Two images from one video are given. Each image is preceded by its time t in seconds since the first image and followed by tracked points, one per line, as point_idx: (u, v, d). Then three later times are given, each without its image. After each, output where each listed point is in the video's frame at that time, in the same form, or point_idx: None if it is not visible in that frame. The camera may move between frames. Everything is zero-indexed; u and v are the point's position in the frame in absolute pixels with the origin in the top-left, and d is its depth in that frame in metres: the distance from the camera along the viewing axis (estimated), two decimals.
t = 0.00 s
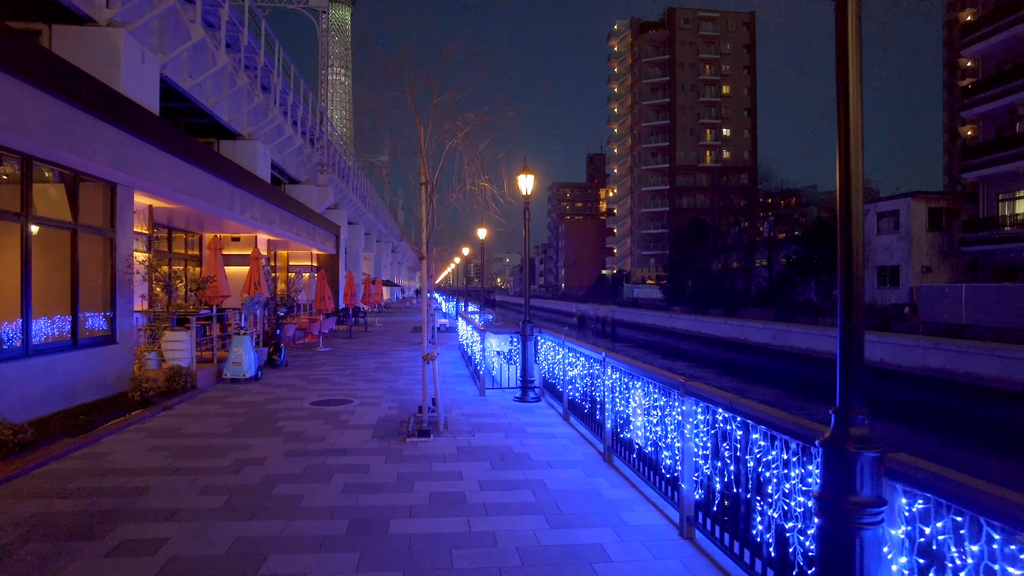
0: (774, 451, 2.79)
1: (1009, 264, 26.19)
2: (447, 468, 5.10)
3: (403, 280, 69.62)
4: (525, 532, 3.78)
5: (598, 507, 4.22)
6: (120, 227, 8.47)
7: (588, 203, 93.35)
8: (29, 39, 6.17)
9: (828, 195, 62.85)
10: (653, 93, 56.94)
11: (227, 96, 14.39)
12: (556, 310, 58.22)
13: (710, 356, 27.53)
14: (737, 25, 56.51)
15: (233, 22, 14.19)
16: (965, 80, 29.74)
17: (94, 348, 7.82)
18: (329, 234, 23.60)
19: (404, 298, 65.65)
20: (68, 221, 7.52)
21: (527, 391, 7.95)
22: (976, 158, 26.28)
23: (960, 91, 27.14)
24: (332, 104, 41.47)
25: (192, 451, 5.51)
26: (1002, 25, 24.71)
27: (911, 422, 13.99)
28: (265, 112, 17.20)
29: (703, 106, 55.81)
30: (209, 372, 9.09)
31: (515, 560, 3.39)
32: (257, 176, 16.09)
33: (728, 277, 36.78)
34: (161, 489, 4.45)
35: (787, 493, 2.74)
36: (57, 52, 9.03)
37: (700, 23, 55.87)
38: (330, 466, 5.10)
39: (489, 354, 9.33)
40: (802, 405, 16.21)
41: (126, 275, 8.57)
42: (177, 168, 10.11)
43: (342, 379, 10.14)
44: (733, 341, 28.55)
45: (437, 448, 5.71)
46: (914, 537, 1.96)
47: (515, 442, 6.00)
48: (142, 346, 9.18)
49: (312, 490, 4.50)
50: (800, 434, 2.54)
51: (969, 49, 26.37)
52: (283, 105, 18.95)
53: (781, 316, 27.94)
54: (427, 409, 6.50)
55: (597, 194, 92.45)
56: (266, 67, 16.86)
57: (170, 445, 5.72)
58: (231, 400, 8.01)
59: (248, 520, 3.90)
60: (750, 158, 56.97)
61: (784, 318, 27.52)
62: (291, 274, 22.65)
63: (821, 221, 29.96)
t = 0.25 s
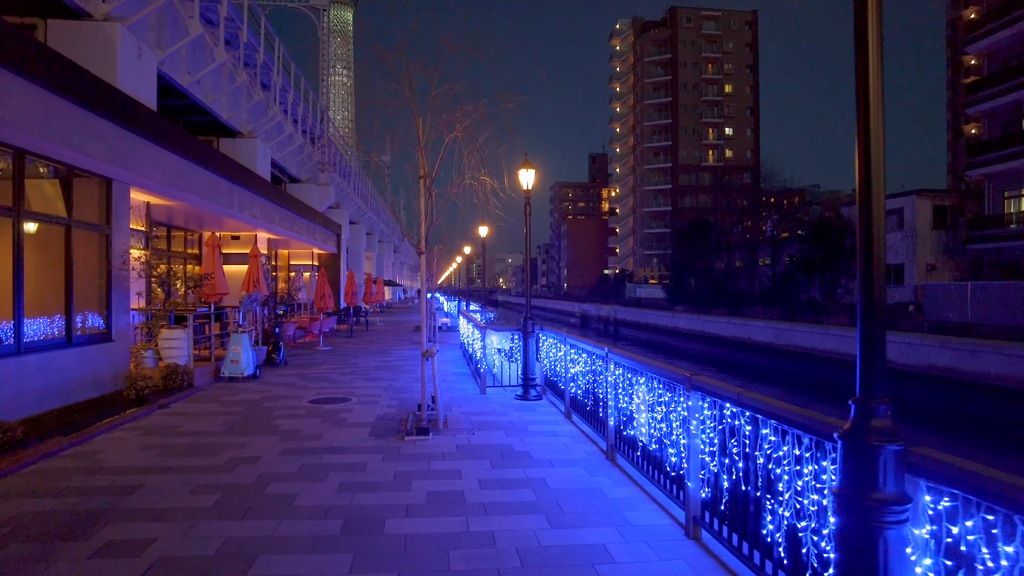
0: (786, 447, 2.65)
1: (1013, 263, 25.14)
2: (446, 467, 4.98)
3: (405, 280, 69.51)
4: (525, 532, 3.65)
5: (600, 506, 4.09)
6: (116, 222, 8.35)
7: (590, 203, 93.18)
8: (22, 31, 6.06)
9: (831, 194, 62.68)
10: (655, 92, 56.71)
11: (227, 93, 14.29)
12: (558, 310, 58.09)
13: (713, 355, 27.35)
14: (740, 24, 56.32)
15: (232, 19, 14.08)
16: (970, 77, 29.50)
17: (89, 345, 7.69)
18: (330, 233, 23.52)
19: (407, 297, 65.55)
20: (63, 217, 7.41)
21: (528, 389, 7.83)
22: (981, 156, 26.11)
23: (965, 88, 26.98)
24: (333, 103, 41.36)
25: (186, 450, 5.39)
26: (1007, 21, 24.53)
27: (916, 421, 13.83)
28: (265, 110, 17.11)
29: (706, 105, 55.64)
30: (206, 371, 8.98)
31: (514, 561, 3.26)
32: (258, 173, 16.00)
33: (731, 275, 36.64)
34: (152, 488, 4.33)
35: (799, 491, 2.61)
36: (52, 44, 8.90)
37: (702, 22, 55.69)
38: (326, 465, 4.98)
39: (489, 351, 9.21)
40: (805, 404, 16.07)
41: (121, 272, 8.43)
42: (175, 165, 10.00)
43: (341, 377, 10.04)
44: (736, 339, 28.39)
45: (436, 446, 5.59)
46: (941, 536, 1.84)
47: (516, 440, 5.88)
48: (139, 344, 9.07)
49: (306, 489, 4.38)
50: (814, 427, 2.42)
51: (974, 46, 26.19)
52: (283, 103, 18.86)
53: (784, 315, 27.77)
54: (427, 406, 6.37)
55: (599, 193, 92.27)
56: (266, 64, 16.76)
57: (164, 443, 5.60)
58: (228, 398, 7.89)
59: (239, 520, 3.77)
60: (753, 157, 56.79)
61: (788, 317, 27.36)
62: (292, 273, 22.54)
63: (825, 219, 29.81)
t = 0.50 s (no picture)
0: (807, 440, 2.49)
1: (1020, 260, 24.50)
2: (446, 464, 4.82)
3: (406, 280, 69.33)
4: (528, 532, 3.48)
5: (605, 504, 3.93)
6: (108, 216, 8.19)
7: (591, 202, 92.93)
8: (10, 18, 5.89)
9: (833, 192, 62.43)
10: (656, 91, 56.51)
11: (224, 88, 14.13)
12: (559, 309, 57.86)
13: (715, 354, 27.15)
14: (741, 22, 56.13)
15: (230, 13, 13.92)
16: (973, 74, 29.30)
17: (80, 341, 7.53)
18: (330, 231, 23.35)
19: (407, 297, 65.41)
20: (53, 210, 7.24)
21: (530, 385, 7.67)
22: (985, 153, 25.92)
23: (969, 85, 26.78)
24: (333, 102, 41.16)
25: (178, 447, 5.23)
26: (1011, 17, 24.33)
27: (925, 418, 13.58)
28: (263, 106, 16.97)
29: (707, 104, 55.44)
30: (202, 368, 8.82)
31: (517, 563, 3.09)
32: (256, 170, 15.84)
33: (733, 274, 36.45)
34: (139, 486, 4.17)
35: (821, 487, 2.44)
36: (44, 34, 8.71)
37: (703, 20, 55.49)
38: (322, 462, 4.81)
39: (491, 347, 9.05)
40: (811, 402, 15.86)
41: (115, 267, 8.27)
42: (170, 159, 9.84)
43: (340, 374, 9.88)
44: (738, 338, 28.20)
45: (435, 444, 5.42)
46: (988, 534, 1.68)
47: (518, 437, 5.71)
48: (133, 340, 8.91)
49: (301, 487, 4.22)
50: (839, 419, 2.25)
51: (978, 42, 25.99)
52: (282, 99, 18.71)
53: (787, 313, 27.58)
54: (426, 403, 6.21)
55: (600, 192, 92.01)
56: (265, 60, 16.61)
57: (155, 441, 5.45)
58: (224, 395, 7.76)
59: (228, 519, 3.61)
60: (754, 155, 56.58)
61: (790, 315, 27.17)
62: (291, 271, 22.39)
63: (827, 216, 29.63)
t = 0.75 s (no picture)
0: (827, 434, 2.32)
1: None
2: (443, 462, 4.65)
3: (405, 279, 69.15)
4: (528, 532, 3.32)
5: (609, 503, 3.76)
6: (100, 209, 8.02)
7: (591, 201, 92.71)
8: None
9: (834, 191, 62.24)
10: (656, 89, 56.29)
11: (221, 82, 13.96)
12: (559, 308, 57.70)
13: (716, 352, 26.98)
14: (742, 20, 55.94)
15: (226, 6, 13.76)
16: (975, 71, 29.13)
17: (71, 336, 7.35)
18: (328, 228, 23.19)
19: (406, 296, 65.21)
20: (42, 202, 7.06)
21: (530, 382, 7.50)
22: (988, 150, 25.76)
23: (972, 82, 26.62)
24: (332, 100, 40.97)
25: (166, 444, 5.06)
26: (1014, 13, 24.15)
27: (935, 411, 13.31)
28: (261, 101, 16.81)
29: (707, 102, 55.27)
30: (196, 364, 8.65)
31: (516, 565, 2.92)
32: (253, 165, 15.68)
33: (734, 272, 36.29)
34: (123, 484, 4.01)
35: (843, 484, 2.28)
36: (35, 23, 8.52)
37: (704, 18, 55.30)
38: (315, 460, 4.65)
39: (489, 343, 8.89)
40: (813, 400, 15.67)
41: (107, 261, 8.10)
42: (164, 152, 9.67)
43: (337, 371, 9.71)
44: (739, 336, 28.03)
45: (433, 441, 5.26)
46: None
47: (518, 434, 5.55)
48: (126, 336, 8.74)
49: (293, 485, 4.06)
50: (863, 410, 2.08)
51: (981, 39, 25.82)
52: (280, 95, 18.54)
53: (788, 311, 27.42)
54: (424, 399, 6.05)
55: (600, 191, 91.77)
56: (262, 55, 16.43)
57: (143, 437, 5.28)
58: (218, 392, 7.60)
59: (214, 518, 3.45)
60: (755, 153, 56.40)
61: (791, 313, 27.01)
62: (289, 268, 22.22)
63: (828, 214, 29.46)
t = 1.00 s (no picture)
0: (857, 429, 2.14)
1: None
2: (442, 460, 4.47)
3: (406, 277, 68.95)
4: (531, 534, 3.13)
5: (616, 503, 3.58)
6: (91, 202, 7.84)
7: (591, 200, 92.41)
8: None
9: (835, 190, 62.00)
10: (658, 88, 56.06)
11: (218, 76, 13.78)
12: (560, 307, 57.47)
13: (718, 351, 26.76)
14: (743, 19, 55.71)
15: None
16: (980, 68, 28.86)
17: (61, 332, 7.17)
18: (327, 225, 23.00)
19: (407, 295, 65.05)
20: (31, 193, 6.88)
21: (532, 378, 7.31)
22: (992, 147, 25.56)
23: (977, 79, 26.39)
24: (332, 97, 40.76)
25: (155, 442, 4.88)
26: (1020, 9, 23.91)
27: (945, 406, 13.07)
28: (259, 97, 16.63)
29: (709, 100, 55.06)
30: (191, 361, 8.47)
31: (520, 569, 2.74)
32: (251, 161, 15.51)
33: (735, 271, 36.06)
34: (107, 484, 3.83)
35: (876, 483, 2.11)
36: (26, 9, 8.29)
37: (705, 16, 55.05)
38: (309, 457, 4.47)
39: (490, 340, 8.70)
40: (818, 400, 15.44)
41: (99, 255, 7.92)
42: (159, 146, 9.50)
43: (335, 368, 9.54)
44: (741, 335, 27.82)
45: (432, 438, 5.07)
46: None
47: (519, 431, 5.36)
48: (119, 332, 8.56)
49: (285, 484, 3.88)
50: (900, 402, 1.90)
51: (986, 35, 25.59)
52: (278, 91, 18.36)
53: (790, 310, 27.22)
54: (422, 396, 5.86)
55: (601, 190, 91.46)
56: (261, 49, 16.25)
57: (132, 435, 5.11)
58: (212, 389, 7.42)
59: (202, 519, 3.27)
60: (756, 152, 56.18)
61: (793, 311, 26.81)
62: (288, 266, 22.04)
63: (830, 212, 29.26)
